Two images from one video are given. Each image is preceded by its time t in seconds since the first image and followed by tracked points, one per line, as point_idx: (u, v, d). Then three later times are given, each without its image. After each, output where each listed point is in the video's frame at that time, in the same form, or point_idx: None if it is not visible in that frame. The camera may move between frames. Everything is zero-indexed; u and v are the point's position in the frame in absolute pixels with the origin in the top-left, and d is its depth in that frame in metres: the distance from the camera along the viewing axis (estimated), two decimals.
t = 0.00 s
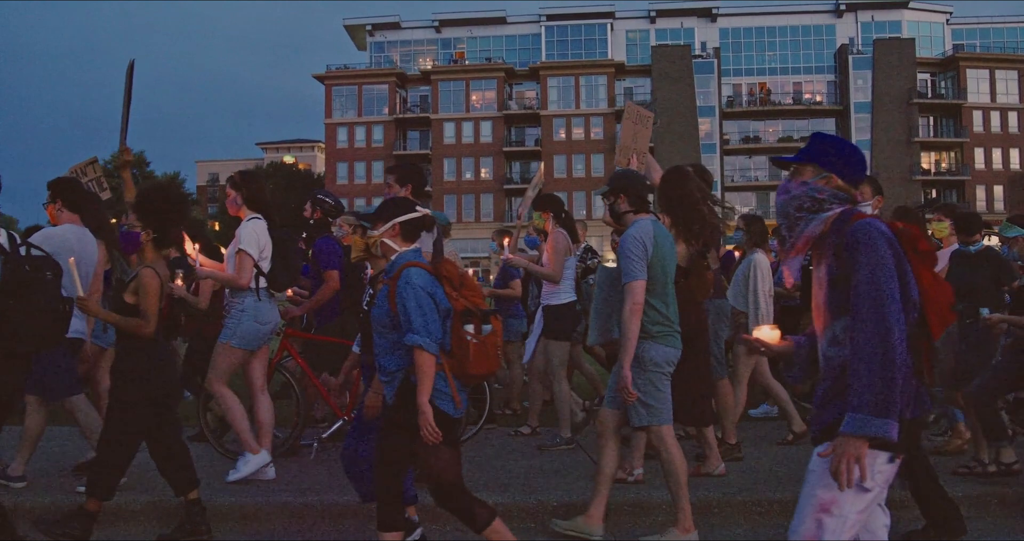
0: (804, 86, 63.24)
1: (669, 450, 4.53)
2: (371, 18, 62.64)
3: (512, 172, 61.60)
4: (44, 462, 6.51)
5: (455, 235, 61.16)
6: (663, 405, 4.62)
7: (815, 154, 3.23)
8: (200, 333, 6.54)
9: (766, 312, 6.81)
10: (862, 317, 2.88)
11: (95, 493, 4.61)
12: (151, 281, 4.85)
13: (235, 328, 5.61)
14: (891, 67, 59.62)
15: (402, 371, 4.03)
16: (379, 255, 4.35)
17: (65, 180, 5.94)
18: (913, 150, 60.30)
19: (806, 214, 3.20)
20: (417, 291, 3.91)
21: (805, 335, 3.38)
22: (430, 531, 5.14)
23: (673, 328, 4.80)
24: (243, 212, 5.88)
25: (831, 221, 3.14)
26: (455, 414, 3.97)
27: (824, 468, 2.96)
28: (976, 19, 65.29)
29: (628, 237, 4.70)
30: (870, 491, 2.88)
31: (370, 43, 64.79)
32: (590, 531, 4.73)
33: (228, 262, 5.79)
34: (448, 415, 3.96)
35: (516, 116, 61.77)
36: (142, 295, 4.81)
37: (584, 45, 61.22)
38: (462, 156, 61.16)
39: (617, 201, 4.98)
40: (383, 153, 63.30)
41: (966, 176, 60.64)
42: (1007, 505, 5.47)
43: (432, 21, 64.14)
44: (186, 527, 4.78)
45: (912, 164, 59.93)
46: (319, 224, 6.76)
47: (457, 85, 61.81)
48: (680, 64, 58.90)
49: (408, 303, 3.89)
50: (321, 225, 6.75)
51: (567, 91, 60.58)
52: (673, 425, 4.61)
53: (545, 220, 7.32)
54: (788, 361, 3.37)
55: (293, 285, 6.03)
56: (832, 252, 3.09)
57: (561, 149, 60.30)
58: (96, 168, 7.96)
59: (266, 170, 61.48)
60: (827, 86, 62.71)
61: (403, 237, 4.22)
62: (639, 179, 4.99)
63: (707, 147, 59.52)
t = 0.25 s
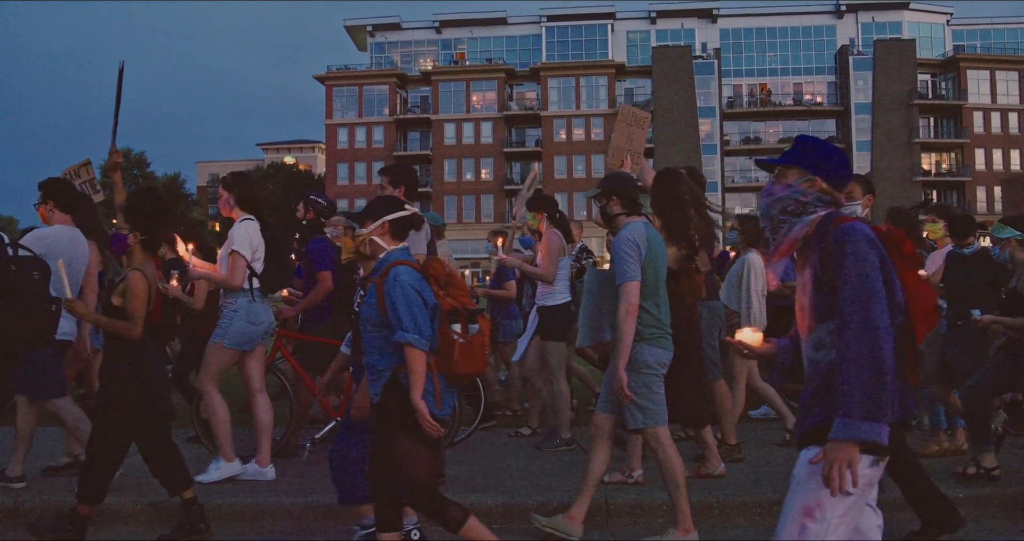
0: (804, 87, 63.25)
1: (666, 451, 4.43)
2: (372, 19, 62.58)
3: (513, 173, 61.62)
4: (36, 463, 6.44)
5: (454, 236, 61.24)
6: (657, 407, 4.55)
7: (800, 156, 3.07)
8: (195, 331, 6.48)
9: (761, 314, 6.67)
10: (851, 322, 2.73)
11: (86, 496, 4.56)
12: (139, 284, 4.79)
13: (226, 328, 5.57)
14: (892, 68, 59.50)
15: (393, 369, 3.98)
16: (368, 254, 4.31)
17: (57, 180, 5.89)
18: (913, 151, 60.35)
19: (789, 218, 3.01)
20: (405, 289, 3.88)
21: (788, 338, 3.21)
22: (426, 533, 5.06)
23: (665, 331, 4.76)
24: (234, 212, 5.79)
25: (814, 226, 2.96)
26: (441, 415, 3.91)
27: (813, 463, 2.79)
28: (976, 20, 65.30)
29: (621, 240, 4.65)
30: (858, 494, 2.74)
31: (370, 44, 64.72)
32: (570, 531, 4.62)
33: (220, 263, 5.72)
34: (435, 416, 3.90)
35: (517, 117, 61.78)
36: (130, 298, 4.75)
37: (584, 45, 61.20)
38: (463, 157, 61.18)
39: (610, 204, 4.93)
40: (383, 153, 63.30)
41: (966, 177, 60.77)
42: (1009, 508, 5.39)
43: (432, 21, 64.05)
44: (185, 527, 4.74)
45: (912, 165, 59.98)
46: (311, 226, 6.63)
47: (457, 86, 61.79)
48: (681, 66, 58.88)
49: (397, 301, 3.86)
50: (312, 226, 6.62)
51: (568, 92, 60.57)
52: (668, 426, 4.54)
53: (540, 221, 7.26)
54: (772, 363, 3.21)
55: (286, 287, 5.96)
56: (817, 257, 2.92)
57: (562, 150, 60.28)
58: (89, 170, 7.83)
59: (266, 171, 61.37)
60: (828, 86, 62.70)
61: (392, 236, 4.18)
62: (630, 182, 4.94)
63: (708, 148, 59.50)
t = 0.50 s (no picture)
0: (804, 89, 63.27)
1: (661, 454, 4.44)
2: (372, 21, 62.64)
3: (513, 174, 61.62)
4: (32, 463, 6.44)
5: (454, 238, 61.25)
6: (651, 409, 4.56)
7: (784, 159, 3.03)
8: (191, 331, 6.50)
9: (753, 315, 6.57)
10: (837, 324, 2.73)
11: (80, 501, 4.57)
12: (126, 285, 4.79)
13: (218, 330, 5.56)
14: (892, 69, 59.50)
15: (382, 368, 4.00)
16: (357, 253, 4.31)
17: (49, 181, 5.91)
18: (914, 152, 60.29)
19: (774, 220, 3.00)
20: (395, 289, 3.89)
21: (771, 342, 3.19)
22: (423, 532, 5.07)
23: (657, 334, 4.75)
24: (226, 214, 5.78)
25: (798, 230, 2.94)
26: (430, 415, 3.92)
27: (799, 471, 2.82)
28: (976, 21, 65.28)
29: (615, 244, 4.65)
30: (847, 500, 2.77)
31: (370, 46, 64.78)
32: (559, 534, 4.61)
33: (212, 265, 5.72)
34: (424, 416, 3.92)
35: (518, 119, 61.82)
36: (117, 299, 4.75)
37: (585, 47, 61.26)
38: (463, 159, 61.20)
39: (601, 207, 4.91)
40: (383, 155, 63.37)
41: (966, 179, 60.76)
42: (1009, 511, 5.40)
43: (432, 23, 64.08)
44: (184, 526, 4.74)
45: (912, 167, 59.90)
46: (303, 227, 6.55)
47: (458, 88, 61.85)
48: (681, 67, 58.85)
49: (386, 301, 3.87)
50: (305, 227, 6.54)
51: (568, 94, 60.55)
52: (661, 428, 4.55)
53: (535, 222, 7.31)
54: (754, 367, 3.23)
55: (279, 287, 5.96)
56: (802, 262, 2.90)
57: (562, 151, 60.26)
58: (82, 172, 7.83)
59: (266, 173, 61.35)
60: (828, 88, 62.71)
61: (381, 235, 4.18)
62: (622, 184, 4.92)
63: (708, 150, 59.49)
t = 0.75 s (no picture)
0: (805, 91, 63.27)
1: (656, 456, 4.43)
2: (373, 22, 62.68)
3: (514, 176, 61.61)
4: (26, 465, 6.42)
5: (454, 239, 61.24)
6: (644, 411, 4.55)
7: (766, 164, 3.04)
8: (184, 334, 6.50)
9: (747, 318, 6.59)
10: (821, 325, 2.73)
11: (74, 503, 4.55)
12: (113, 285, 4.77)
13: (212, 332, 5.55)
14: (893, 71, 59.45)
15: (372, 367, 3.99)
16: (345, 254, 4.30)
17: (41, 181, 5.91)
18: (915, 154, 60.24)
19: (754, 226, 3.01)
20: (385, 289, 3.88)
21: (752, 349, 3.19)
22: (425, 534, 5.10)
23: (648, 337, 4.75)
24: (218, 216, 5.77)
25: (779, 236, 2.95)
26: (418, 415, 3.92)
27: (784, 480, 2.84)
28: (977, 24, 65.29)
29: (606, 246, 4.65)
30: (835, 505, 2.75)
31: (371, 47, 64.84)
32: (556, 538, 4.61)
33: (204, 267, 5.71)
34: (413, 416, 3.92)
35: (518, 120, 61.86)
36: (103, 299, 4.72)
37: (585, 48, 61.28)
38: (464, 160, 61.20)
39: (593, 210, 4.91)
40: (383, 156, 63.45)
41: (967, 180, 60.72)
42: (1009, 513, 5.40)
43: (433, 24, 64.09)
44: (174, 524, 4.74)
45: (913, 169, 59.81)
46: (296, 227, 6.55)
47: (458, 89, 61.91)
48: (682, 69, 58.76)
49: (377, 300, 3.86)
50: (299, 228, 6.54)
51: (568, 95, 60.52)
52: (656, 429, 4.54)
53: (528, 224, 7.29)
54: (736, 374, 3.22)
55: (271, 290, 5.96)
56: (784, 265, 2.89)
57: (563, 152, 60.23)
58: (76, 174, 7.84)
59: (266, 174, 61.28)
60: (828, 90, 62.72)
61: (371, 235, 4.18)
62: (613, 187, 4.94)
63: (708, 151, 59.49)
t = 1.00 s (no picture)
0: (804, 92, 63.30)
1: (649, 457, 4.42)
2: (373, 23, 62.74)
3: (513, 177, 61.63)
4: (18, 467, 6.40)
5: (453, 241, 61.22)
6: (634, 412, 4.54)
7: (748, 168, 3.04)
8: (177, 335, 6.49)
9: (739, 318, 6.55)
10: (804, 327, 2.71)
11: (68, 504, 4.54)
12: (101, 285, 4.77)
13: (202, 334, 5.52)
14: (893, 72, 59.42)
15: (361, 367, 3.98)
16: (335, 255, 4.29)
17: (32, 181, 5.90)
18: (914, 155, 60.22)
19: (735, 230, 3.00)
20: (375, 289, 3.87)
21: (733, 354, 3.17)
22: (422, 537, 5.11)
23: (638, 339, 4.74)
24: (209, 218, 5.76)
25: (760, 240, 2.93)
26: (404, 415, 3.92)
27: (767, 482, 2.82)
28: (977, 25, 65.30)
29: (598, 248, 4.64)
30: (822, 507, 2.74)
31: (371, 48, 64.92)
32: None
33: (195, 269, 5.70)
34: (400, 416, 3.91)
35: (518, 122, 61.92)
36: (91, 300, 4.72)
37: (585, 50, 61.33)
38: (464, 162, 61.20)
39: (584, 211, 4.92)
40: (383, 157, 63.54)
41: (966, 182, 60.71)
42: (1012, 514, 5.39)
43: (433, 26, 64.11)
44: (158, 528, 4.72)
45: (913, 170, 59.74)
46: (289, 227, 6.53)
47: (458, 91, 61.92)
48: (681, 70, 58.71)
49: (367, 302, 3.85)
50: (290, 227, 6.51)
51: (568, 96, 60.54)
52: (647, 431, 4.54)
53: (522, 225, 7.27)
54: (717, 379, 3.21)
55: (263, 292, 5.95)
56: (765, 271, 2.87)
57: (562, 154, 60.26)
58: (70, 174, 7.83)
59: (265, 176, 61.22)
60: (828, 91, 62.73)
61: (360, 235, 4.17)
62: (604, 189, 4.94)
63: (708, 152, 59.47)
